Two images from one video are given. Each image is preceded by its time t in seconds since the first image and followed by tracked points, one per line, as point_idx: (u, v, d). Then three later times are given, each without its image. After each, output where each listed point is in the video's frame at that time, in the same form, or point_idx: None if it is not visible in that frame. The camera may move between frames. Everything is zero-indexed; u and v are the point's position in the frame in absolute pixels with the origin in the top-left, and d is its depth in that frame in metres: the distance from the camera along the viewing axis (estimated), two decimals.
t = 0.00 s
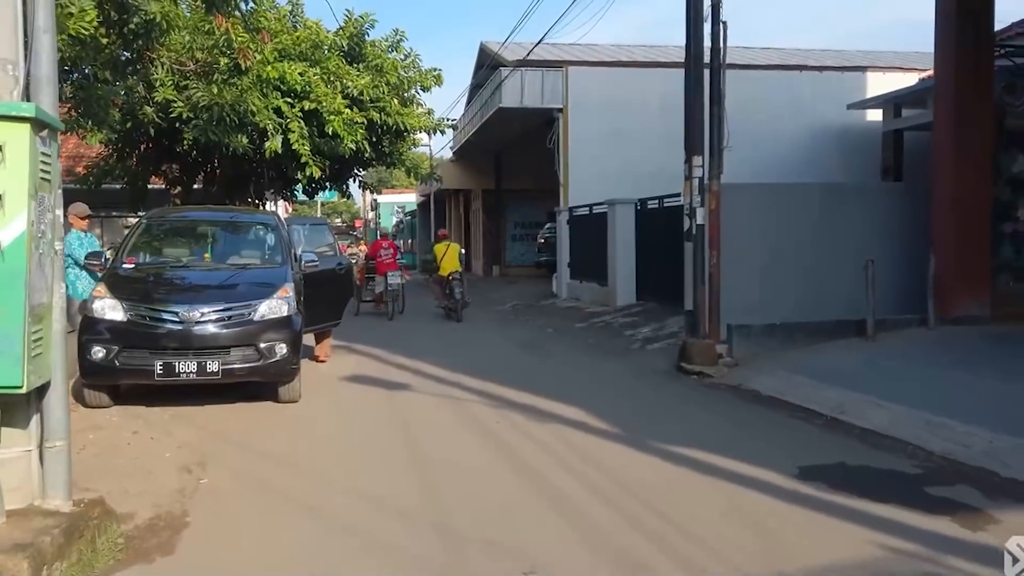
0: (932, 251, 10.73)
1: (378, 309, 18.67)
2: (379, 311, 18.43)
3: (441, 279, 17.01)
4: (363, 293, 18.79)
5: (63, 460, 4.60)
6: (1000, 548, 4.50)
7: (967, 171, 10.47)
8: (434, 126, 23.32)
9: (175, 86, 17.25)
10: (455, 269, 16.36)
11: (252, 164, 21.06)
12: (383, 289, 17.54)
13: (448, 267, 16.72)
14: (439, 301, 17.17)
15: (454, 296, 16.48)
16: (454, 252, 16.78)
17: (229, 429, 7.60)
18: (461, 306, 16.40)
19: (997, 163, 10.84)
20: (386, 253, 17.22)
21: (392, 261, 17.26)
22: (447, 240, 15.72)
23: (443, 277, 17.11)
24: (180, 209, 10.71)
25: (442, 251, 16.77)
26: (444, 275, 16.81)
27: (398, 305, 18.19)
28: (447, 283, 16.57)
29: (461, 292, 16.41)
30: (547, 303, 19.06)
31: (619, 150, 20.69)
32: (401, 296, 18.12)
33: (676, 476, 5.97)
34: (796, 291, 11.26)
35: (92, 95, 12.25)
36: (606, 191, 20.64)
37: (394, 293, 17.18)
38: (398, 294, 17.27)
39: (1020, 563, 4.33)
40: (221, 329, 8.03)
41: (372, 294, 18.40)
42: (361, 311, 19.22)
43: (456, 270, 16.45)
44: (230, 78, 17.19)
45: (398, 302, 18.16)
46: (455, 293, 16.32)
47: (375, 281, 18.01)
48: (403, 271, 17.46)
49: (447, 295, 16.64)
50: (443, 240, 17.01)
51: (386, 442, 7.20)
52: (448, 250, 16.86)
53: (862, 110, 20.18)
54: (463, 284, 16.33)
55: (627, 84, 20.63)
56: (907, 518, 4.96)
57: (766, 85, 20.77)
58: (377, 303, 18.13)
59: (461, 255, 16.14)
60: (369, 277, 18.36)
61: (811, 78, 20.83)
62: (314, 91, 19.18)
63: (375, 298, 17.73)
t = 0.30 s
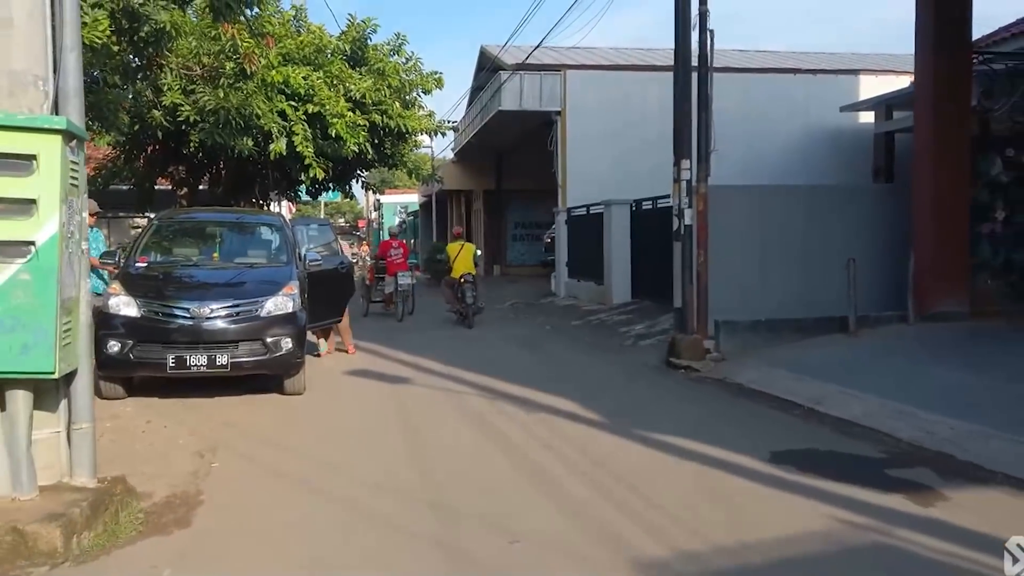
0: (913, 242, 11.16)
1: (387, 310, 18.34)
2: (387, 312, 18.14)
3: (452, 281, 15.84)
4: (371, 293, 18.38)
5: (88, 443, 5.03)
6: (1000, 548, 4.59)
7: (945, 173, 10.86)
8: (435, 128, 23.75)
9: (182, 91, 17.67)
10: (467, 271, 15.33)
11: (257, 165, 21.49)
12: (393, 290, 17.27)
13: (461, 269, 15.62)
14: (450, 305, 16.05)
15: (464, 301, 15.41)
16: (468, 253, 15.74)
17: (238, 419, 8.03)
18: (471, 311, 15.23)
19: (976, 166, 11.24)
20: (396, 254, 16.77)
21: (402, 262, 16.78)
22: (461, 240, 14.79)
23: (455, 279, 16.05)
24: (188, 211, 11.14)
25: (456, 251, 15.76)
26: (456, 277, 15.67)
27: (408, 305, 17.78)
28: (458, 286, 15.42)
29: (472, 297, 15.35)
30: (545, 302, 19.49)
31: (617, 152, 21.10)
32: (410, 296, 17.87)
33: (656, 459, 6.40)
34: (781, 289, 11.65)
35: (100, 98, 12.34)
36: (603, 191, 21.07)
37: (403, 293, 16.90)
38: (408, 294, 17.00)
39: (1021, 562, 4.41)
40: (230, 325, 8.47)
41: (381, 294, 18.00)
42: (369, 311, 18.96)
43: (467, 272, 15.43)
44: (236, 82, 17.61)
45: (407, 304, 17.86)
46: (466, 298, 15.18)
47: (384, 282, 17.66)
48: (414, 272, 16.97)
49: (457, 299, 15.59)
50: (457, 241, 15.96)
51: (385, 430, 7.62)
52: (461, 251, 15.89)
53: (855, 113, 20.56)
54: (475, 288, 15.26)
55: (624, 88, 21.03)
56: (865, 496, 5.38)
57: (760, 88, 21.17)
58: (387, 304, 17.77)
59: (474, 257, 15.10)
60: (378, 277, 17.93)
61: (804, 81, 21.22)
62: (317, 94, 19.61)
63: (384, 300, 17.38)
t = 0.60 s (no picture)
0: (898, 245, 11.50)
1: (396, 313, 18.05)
2: (396, 314, 17.84)
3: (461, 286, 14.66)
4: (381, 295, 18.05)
5: (108, 433, 5.39)
6: (1000, 547, 4.59)
7: (928, 178, 11.21)
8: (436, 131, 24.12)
9: (189, 96, 18.04)
10: (477, 275, 14.21)
11: (261, 168, 21.87)
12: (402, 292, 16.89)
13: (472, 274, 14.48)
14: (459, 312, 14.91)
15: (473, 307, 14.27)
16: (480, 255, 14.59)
17: (244, 415, 8.38)
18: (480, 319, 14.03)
19: (959, 171, 11.59)
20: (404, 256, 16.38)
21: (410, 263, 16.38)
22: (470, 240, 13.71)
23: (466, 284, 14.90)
24: (196, 214, 11.52)
25: (466, 253, 14.64)
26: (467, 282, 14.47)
27: (417, 308, 17.47)
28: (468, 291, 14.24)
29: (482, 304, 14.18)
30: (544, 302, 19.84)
31: (615, 154, 21.45)
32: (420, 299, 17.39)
33: (641, 451, 6.76)
34: (771, 290, 12.00)
35: (114, 107, 12.65)
36: (602, 194, 21.42)
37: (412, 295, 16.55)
38: (416, 297, 16.73)
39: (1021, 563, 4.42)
40: (237, 324, 8.85)
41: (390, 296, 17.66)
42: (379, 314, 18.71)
43: (478, 276, 14.30)
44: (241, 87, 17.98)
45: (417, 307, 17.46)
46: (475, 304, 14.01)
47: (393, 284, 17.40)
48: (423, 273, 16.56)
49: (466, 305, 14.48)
50: (468, 242, 14.83)
51: (384, 425, 7.97)
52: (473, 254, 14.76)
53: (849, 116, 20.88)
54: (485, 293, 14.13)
55: (622, 91, 21.39)
56: (835, 485, 5.71)
57: (756, 92, 21.51)
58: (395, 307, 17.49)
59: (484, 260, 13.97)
60: (387, 279, 17.58)
61: (799, 85, 21.55)
62: (320, 98, 19.99)
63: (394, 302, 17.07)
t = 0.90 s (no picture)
0: (887, 244, 11.86)
1: (410, 314, 18.02)
2: (410, 316, 17.80)
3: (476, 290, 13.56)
4: (395, 296, 17.96)
5: (135, 417, 5.81)
6: (1000, 548, 4.62)
7: (917, 179, 11.58)
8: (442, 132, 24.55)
9: (201, 99, 18.47)
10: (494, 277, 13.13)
11: (270, 169, 22.31)
12: (416, 293, 16.78)
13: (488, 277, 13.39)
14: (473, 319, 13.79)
15: (490, 313, 13.20)
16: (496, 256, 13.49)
17: (257, 405, 8.79)
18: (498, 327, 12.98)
19: (947, 172, 11.96)
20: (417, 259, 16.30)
21: (424, 264, 16.36)
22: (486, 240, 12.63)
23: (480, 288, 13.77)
24: (209, 213, 11.96)
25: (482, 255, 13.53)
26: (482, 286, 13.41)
27: (431, 310, 17.49)
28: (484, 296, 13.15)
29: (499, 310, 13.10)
30: (547, 300, 20.25)
31: (618, 156, 21.86)
32: (434, 299, 17.24)
33: (632, 437, 7.18)
34: (766, 288, 12.39)
35: (136, 114, 13.11)
36: (604, 194, 21.83)
37: (427, 296, 16.48)
38: (430, 297, 16.70)
39: (1021, 564, 4.47)
40: (250, 318, 9.28)
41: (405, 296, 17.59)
42: (392, 315, 18.72)
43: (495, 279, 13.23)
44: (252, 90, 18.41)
45: (430, 307, 17.35)
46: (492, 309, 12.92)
47: (408, 285, 17.43)
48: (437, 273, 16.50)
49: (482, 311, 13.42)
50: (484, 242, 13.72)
51: (391, 414, 8.37)
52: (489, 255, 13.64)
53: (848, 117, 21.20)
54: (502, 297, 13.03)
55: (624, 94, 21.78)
56: (816, 472, 6.03)
57: (756, 94, 21.88)
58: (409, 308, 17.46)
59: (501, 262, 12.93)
60: (402, 279, 17.55)
61: (799, 87, 21.89)
62: (329, 101, 20.44)
63: (407, 302, 17.00)
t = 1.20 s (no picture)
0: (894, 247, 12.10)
1: (433, 317, 18.19)
2: (434, 318, 17.98)
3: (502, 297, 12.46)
4: (420, 299, 18.05)
5: (168, 408, 6.21)
6: (1000, 548, 4.78)
7: (923, 182, 11.80)
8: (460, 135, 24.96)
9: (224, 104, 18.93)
10: (522, 283, 12.11)
11: (291, 172, 22.79)
12: (440, 296, 16.97)
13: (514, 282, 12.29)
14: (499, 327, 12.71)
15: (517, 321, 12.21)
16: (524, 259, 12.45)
17: (281, 400, 9.18)
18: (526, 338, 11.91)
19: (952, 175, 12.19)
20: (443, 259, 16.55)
21: (448, 266, 16.61)
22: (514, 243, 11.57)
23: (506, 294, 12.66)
24: (233, 215, 12.38)
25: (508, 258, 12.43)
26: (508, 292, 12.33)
27: (456, 313, 17.70)
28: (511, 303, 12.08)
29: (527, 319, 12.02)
30: (562, 301, 20.59)
31: (632, 158, 22.14)
32: (459, 302, 17.52)
33: (637, 431, 7.51)
34: (775, 288, 12.65)
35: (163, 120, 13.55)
36: (619, 196, 22.11)
37: (450, 299, 16.66)
38: (454, 299, 16.85)
39: (1020, 563, 4.61)
40: (273, 317, 9.69)
41: (428, 299, 17.77)
42: (414, 317, 19.04)
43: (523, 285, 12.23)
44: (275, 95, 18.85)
45: (454, 310, 17.61)
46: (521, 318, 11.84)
47: (431, 287, 17.56)
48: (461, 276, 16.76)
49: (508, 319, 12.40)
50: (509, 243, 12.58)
51: (408, 409, 8.73)
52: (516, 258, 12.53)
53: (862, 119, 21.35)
54: (531, 305, 11.99)
55: (639, 97, 22.05)
56: (815, 465, 6.29)
57: (770, 96, 22.09)
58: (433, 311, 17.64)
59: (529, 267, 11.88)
60: (426, 282, 17.69)
61: (813, 89, 22.07)
62: (349, 105, 20.89)
63: (431, 305, 17.20)
